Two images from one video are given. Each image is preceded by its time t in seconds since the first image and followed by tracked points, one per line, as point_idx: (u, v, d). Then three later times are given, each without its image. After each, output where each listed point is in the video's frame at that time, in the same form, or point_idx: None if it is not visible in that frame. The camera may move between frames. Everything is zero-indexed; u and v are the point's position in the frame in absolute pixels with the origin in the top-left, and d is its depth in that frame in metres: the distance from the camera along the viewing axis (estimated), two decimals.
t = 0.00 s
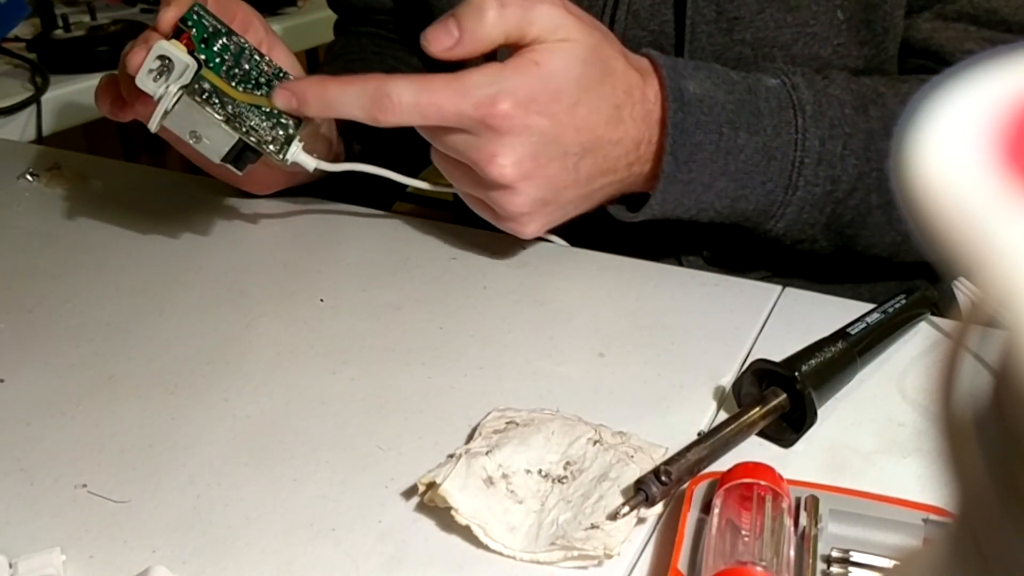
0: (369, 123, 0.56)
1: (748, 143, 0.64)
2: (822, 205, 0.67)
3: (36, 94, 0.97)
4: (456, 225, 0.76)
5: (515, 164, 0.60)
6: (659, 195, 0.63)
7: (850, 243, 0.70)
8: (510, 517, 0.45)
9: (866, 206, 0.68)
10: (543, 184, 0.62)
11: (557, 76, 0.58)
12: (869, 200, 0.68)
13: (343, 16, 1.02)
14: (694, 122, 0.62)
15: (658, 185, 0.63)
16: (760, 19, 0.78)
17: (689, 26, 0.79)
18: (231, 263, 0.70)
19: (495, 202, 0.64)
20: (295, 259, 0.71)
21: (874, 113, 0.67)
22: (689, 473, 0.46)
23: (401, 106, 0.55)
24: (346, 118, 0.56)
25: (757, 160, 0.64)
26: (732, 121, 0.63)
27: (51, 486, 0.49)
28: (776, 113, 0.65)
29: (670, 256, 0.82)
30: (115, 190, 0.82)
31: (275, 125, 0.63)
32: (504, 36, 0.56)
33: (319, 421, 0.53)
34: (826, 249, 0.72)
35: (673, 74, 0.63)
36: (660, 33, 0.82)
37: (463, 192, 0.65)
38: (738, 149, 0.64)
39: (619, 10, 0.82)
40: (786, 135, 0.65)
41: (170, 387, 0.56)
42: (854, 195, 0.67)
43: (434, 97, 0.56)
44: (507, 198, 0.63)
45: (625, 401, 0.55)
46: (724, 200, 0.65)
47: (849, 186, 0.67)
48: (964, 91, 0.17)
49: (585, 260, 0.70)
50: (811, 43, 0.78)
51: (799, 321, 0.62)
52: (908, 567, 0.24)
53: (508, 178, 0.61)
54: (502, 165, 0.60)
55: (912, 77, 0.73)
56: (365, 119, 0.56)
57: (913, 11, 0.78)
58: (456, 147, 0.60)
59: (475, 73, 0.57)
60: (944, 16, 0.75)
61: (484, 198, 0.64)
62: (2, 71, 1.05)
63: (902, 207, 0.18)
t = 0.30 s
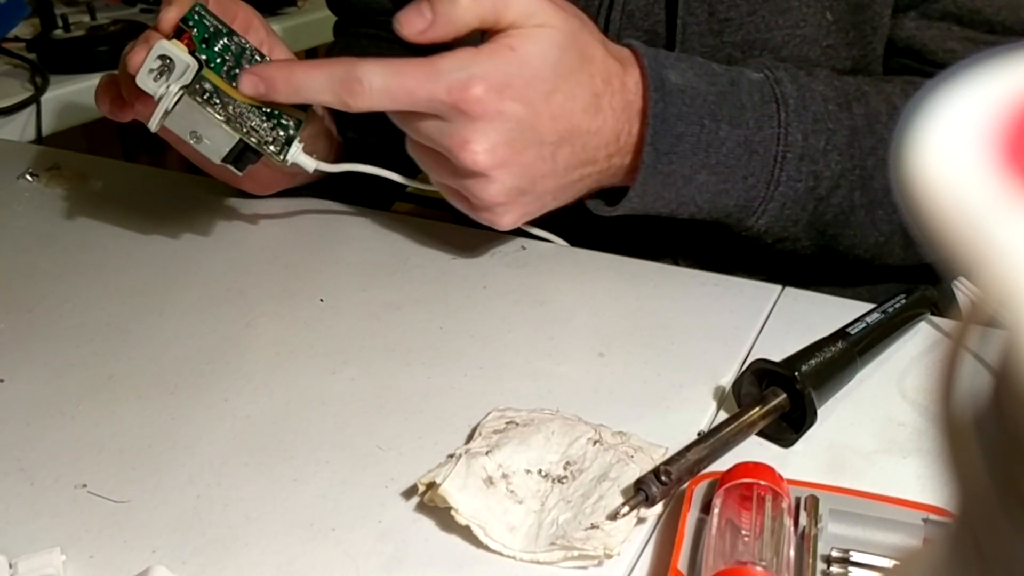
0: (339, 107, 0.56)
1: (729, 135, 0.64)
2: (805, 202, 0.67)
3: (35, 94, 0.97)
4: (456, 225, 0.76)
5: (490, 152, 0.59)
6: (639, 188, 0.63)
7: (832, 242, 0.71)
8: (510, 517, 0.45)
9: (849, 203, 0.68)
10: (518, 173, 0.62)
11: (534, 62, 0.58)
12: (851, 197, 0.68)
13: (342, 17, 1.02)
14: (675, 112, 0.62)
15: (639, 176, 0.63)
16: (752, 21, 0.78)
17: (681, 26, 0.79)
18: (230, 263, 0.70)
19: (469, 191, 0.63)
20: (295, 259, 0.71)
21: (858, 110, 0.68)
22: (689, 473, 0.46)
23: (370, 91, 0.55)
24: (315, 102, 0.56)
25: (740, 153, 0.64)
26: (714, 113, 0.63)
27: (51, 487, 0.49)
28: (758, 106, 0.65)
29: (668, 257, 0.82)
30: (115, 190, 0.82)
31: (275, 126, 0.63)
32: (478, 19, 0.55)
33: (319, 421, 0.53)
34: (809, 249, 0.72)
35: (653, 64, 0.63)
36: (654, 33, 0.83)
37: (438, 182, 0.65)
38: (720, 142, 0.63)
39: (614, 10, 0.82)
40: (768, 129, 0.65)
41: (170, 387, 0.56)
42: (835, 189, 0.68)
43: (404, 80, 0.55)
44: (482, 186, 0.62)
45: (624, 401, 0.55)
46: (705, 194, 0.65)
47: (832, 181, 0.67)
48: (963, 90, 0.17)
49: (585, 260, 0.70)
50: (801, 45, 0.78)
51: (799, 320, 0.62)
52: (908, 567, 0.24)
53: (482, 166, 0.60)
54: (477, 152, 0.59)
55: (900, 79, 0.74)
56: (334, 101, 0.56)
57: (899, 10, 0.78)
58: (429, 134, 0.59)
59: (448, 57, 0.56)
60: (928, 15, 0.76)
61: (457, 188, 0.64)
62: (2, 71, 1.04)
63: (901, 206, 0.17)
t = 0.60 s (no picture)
0: (299, 81, 0.56)
1: (707, 130, 0.64)
2: (788, 200, 0.67)
3: (35, 94, 0.97)
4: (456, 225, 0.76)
5: (461, 128, 0.57)
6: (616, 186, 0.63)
7: (820, 245, 0.71)
8: (510, 517, 0.45)
9: (835, 202, 0.68)
10: (494, 157, 0.59)
11: (502, 38, 0.57)
12: (837, 195, 0.68)
13: (342, 17, 1.02)
14: (652, 104, 0.62)
15: (616, 171, 0.63)
16: (746, 21, 0.78)
17: (676, 24, 0.79)
18: (230, 263, 0.70)
19: (444, 179, 0.60)
20: (295, 259, 0.71)
21: (841, 107, 0.68)
22: (689, 473, 0.46)
23: (330, 60, 0.55)
24: (275, 75, 0.56)
25: (719, 147, 0.64)
26: (692, 106, 0.63)
27: (51, 487, 0.49)
28: (737, 100, 0.65)
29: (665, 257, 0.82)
30: (115, 190, 0.81)
31: (280, 126, 0.63)
32: None
33: (319, 421, 0.53)
34: (794, 251, 0.72)
35: (629, 55, 0.63)
36: (652, 32, 0.83)
37: (412, 181, 0.62)
38: (698, 136, 0.64)
39: (612, 9, 0.82)
40: (748, 123, 0.65)
41: (170, 387, 0.56)
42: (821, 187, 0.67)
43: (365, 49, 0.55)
44: (456, 173, 0.59)
45: (625, 401, 0.55)
46: (686, 190, 0.65)
47: (816, 177, 0.67)
48: (962, 90, 0.17)
49: (585, 260, 0.70)
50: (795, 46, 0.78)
51: (799, 320, 0.62)
52: (908, 567, 0.24)
53: (453, 144, 0.58)
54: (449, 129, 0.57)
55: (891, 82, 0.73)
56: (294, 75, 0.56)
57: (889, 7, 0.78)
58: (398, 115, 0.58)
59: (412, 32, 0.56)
60: (912, 10, 0.76)
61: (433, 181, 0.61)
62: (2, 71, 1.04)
63: (901, 207, 0.17)
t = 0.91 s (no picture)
0: (347, 118, 0.56)
1: (739, 138, 0.64)
2: (813, 201, 0.68)
3: (35, 94, 0.97)
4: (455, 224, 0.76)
5: (494, 163, 0.60)
6: (651, 190, 0.63)
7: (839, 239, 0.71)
8: (510, 517, 0.45)
9: (855, 202, 0.68)
10: (524, 180, 0.62)
11: (541, 72, 0.58)
12: (858, 195, 0.68)
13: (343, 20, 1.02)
14: (686, 116, 0.62)
15: (649, 179, 0.63)
16: (756, 18, 0.78)
17: (684, 24, 0.79)
18: (230, 264, 0.70)
19: (476, 200, 0.64)
20: (295, 259, 0.71)
21: (864, 108, 0.67)
22: (689, 473, 0.46)
23: (376, 100, 0.55)
24: (323, 113, 0.57)
25: (749, 154, 0.64)
26: (723, 115, 0.63)
27: (51, 487, 0.49)
28: (768, 108, 0.65)
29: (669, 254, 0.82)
30: (114, 190, 0.81)
31: (266, 130, 0.63)
32: (487, 32, 0.55)
33: (319, 421, 0.53)
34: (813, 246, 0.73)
35: (665, 67, 0.63)
36: (656, 32, 0.83)
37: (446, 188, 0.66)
38: (730, 144, 0.64)
39: (616, 9, 0.82)
40: (777, 129, 0.65)
41: (170, 387, 0.56)
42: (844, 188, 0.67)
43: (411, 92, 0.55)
44: (485, 194, 0.63)
45: (624, 400, 0.55)
46: (715, 193, 0.65)
47: (840, 180, 0.67)
48: (961, 89, 0.17)
49: (584, 260, 0.70)
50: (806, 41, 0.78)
51: (799, 320, 0.62)
52: (909, 567, 0.24)
53: (486, 177, 0.61)
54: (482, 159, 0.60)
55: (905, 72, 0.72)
56: (341, 114, 0.56)
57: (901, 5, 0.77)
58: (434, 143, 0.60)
59: (454, 69, 0.56)
60: (929, 11, 0.75)
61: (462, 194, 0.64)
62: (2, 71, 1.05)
63: (900, 205, 0.17)
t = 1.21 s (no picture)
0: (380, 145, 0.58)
1: (748, 140, 0.63)
2: (819, 197, 0.68)
3: (35, 94, 0.97)
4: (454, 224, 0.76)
5: (518, 181, 0.62)
6: (659, 189, 0.63)
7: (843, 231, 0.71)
8: (510, 517, 0.45)
9: (861, 198, 0.68)
10: (548, 193, 0.64)
11: (566, 99, 0.58)
12: (863, 192, 0.68)
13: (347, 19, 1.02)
14: (696, 120, 0.62)
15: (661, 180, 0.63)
16: (767, 10, 0.78)
17: (696, 19, 0.79)
18: (231, 263, 0.70)
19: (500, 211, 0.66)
20: (295, 259, 0.71)
21: (873, 108, 0.67)
22: (689, 473, 0.46)
23: (408, 134, 0.57)
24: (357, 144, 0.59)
25: (756, 156, 0.64)
26: (734, 118, 0.63)
27: (51, 487, 0.49)
28: (777, 109, 0.64)
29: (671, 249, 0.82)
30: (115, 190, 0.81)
31: (249, 156, 0.62)
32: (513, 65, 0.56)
33: (320, 422, 0.53)
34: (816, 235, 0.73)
35: (677, 72, 0.63)
36: (667, 28, 0.83)
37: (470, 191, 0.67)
38: (738, 146, 0.63)
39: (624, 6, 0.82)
40: (785, 131, 0.65)
41: (170, 387, 0.56)
42: (853, 186, 0.67)
43: (442, 124, 0.57)
44: (509, 209, 0.65)
45: (625, 400, 0.55)
46: (722, 192, 0.65)
47: (846, 179, 0.67)
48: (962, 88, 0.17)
49: (584, 260, 0.70)
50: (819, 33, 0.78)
51: (799, 320, 0.62)
52: (909, 567, 0.24)
53: (510, 193, 0.63)
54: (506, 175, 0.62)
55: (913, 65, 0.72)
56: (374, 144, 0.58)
57: None
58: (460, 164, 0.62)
59: (482, 100, 0.57)
60: (944, 6, 0.74)
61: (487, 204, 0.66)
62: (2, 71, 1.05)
63: (899, 205, 0.17)
